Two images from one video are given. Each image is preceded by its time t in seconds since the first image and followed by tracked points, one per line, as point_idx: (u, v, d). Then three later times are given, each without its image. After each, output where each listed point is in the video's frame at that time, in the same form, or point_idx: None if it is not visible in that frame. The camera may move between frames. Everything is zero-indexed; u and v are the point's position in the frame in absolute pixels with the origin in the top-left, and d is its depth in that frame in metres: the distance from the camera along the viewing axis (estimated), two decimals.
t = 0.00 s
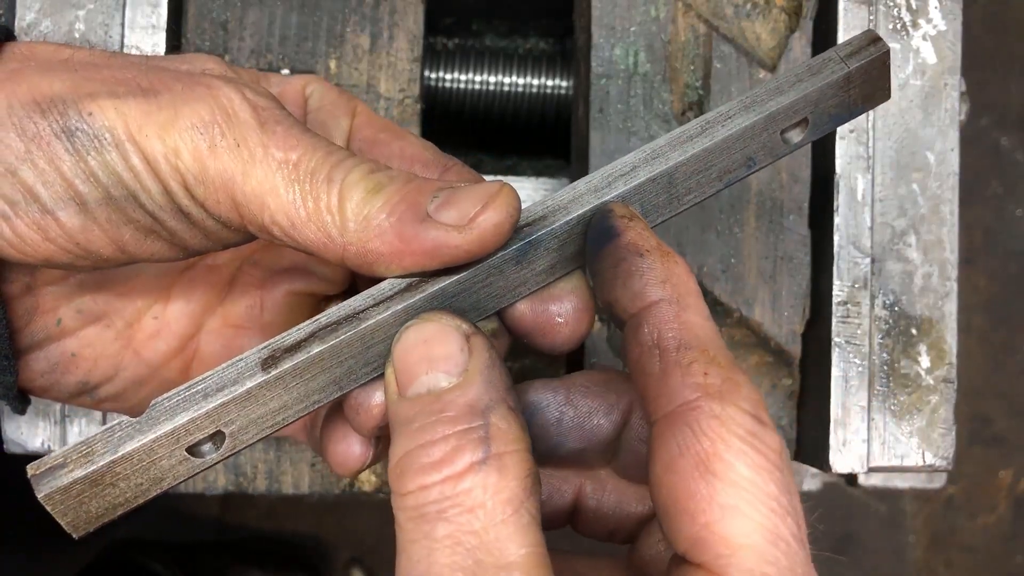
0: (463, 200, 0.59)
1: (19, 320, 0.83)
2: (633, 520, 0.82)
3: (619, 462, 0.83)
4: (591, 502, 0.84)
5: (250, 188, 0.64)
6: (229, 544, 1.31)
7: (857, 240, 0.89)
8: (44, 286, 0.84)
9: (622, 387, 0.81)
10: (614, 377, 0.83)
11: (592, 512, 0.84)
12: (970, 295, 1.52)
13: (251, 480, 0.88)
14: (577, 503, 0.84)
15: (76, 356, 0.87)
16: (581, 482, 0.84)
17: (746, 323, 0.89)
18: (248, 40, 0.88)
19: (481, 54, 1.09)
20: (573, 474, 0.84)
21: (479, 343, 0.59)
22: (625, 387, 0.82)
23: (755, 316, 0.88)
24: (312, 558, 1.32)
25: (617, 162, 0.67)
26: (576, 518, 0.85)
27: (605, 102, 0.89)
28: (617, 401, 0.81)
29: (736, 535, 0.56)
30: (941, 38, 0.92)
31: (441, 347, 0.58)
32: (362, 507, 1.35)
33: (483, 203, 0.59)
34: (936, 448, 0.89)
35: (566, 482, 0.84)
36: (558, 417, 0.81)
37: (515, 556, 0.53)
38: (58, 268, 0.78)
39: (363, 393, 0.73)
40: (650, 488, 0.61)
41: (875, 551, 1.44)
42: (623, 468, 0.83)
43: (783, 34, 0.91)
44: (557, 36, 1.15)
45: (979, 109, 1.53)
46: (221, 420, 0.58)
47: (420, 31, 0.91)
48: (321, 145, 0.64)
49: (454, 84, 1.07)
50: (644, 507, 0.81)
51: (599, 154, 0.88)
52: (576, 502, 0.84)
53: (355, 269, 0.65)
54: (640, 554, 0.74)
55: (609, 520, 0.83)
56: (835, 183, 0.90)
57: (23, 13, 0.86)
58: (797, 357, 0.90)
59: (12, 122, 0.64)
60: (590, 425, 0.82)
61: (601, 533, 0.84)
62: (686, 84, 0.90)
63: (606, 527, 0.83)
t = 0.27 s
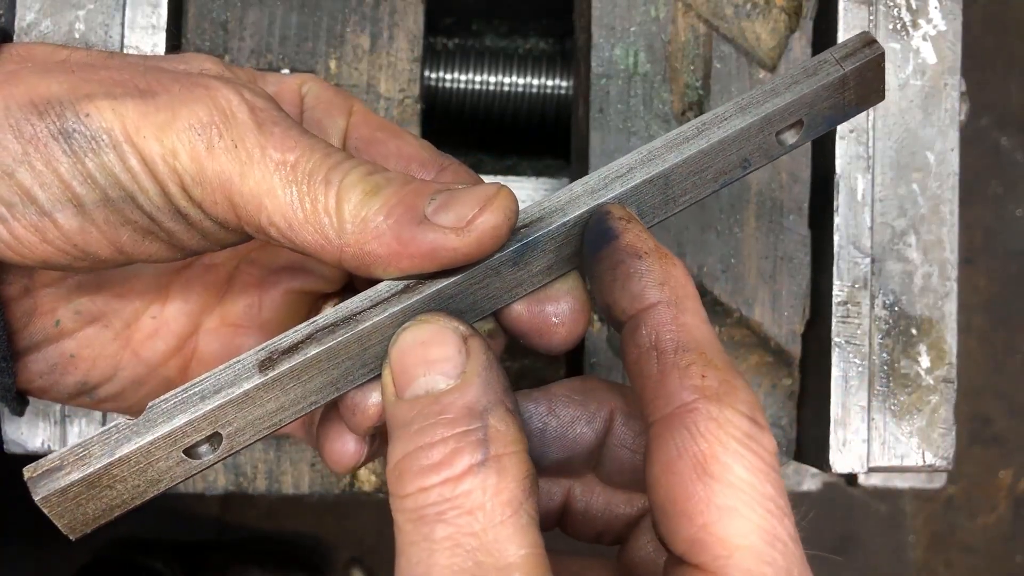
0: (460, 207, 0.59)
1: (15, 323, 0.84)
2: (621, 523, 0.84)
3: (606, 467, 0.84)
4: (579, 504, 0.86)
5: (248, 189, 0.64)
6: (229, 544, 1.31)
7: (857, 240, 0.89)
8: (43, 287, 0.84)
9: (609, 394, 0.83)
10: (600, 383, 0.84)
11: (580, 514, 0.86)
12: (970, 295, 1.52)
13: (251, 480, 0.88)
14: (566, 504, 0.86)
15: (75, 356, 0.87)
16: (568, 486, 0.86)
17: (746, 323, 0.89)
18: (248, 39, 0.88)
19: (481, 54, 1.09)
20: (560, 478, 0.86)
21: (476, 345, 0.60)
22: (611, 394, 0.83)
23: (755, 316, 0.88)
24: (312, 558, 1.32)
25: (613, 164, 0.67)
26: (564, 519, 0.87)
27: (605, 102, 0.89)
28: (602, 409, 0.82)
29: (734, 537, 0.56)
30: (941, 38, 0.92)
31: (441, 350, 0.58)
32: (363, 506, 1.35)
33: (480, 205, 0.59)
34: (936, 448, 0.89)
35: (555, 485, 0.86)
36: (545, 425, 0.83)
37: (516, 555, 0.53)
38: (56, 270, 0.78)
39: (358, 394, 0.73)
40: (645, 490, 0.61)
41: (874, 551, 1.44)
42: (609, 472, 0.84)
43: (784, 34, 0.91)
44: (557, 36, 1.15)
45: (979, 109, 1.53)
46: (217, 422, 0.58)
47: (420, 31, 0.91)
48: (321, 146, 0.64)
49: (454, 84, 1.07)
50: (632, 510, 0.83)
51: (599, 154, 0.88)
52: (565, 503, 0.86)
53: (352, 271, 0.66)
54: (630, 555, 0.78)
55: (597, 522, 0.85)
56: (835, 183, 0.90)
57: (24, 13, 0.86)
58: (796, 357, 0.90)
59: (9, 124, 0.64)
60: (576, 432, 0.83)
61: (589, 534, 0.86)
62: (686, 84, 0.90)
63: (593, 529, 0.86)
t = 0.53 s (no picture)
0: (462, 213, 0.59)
1: (16, 325, 0.83)
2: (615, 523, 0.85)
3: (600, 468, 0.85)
4: (574, 505, 0.86)
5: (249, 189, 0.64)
6: (229, 543, 1.31)
7: (857, 240, 0.89)
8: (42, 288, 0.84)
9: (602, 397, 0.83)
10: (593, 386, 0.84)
11: (575, 515, 0.86)
12: (970, 295, 1.52)
13: (251, 480, 0.88)
14: (561, 505, 0.86)
15: (76, 357, 0.87)
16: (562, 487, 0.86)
17: (746, 323, 0.89)
18: (248, 39, 0.88)
19: (481, 54, 1.09)
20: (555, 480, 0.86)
21: (478, 345, 0.60)
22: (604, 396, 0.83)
23: (755, 315, 0.88)
24: (312, 558, 1.32)
25: (612, 159, 0.66)
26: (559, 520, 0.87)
27: (605, 102, 0.89)
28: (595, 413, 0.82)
29: (733, 534, 0.56)
30: (941, 37, 0.92)
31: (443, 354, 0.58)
32: (363, 506, 1.35)
33: (482, 208, 0.59)
34: (936, 448, 0.89)
35: (550, 487, 0.86)
36: (539, 429, 0.83)
37: (517, 553, 0.53)
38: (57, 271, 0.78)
39: (362, 393, 0.73)
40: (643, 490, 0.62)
41: (874, 551, 1.44)
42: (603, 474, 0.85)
43: (783, 34, 0.91)
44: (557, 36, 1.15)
45: (979, 109, 1.53)
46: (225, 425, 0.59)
47: (420, 31, 0.91)
48: (321, 146, 0.64)
49: (454, 84, 1.07)
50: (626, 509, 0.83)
51: (600, 154, 0.88)
52: (560, 504, 0.86)
53: (354, 273, 0.66)
54: (626, 555, 0.78)
55: (593, 523, 0.86)
56: (835, 183, 0.89)
57: (24, 13, 0.86)
58: (796, 357, 0.90)
59: (10, 125, 0.64)
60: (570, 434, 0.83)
61: (585, 534, 0.87)
62: (686, 84, 0.90)
63: (588, 529, 0.86)
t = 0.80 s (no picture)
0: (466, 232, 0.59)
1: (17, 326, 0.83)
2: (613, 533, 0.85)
3: (599, 478, 0.85)
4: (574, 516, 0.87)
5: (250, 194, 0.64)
6: (230, 543, 1.31)
7: (857, 241, 0.89)
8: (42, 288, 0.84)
9: (602, 409, 0.83)
10: (593, 397, 0.84)
11: (575, 526, 0.87)
12: (970, 295, 1.52)
13: (251, 480, 0.88)
14: (561, 516, 0.87)
15: (77, 358, 0.87)
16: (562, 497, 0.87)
17: (746, 323, 0.89)
18: (248, 39, 0.88)
19: (480, 54, 1.09)
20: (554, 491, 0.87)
21: (478, 359, 0.60)
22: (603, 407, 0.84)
23: (755, 317, 0.88)
24: (312, 558, 1.32)
25: (612, 169, 0.66)
26: (559, 531, 0.88)
27: (605, 102, 0.89)
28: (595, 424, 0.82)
29: (733, 546, 0.56)
30: (941, 37, 0.92)
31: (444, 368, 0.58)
32: (363, 506, 1.35)
33: (483, 226, 0.58)
34: (936, 448, 0.89)
35: (550, 499, 0.87)
36: (540, 440, 0.83)
37: (521, 565, 0.54)
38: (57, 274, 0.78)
39: (364, 406, 0.73)
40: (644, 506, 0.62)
41: (874, 551, 1.44)
42: (603, 484, 0.85)
43: (784, 34, 0.91)
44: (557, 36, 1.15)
45: (979, 109, 1.53)
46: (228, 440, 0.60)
47: (420, 31, 0.91)
48: (324, 156, 0.64)
49: (454, 84, 1.07)
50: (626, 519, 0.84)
51: (599, 154, 0.88)
52: (560, 516, 0.87)
53: (354, 282, 0.65)
54: (627, 565, 0.78)
55: (592, 534, 0.86)
56: (835, 183, 0.89)
57: (24, 13, 0.86)
58: (796, 357, 0.90)
59: (13, 129, 0.64)
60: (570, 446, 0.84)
61: (584, 545, 0.88)
62: (686, 84, 0.90)
63: (588, 538, 0.87)
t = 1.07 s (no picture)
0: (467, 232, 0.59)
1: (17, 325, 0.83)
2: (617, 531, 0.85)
3: (602, 477, 0.85)
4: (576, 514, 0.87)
5: (252, 194, 0.64)
6: (230, 543, 1.31)
7: (857, 240, 0.89)
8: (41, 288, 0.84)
9: (603, 408, 0.83)
10: (593, 397, 0.84)
11: (577, 525, 0.87)
12: (970, 295, 1.52)
13: (251, 480, 0.88)
14: (564, 515, 0.87)
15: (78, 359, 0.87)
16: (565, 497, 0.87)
17: (746, 323, 0.89)
18: (248, 40, 0.88)
19: (481, 54, 1.09)
20: (557, 491, 0.87)
21: (484, 359, 0.61)
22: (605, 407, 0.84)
23: (755, 317, 0.88)
24: (312, 558, 1.32)
25: (612, 168, 0.66)
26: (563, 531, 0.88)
27: (605, 102, 0.89)
28: (597, 425, 0.82)
29: (736, 545, 0.57)
30: (941, 38, 0.92)
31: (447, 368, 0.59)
32: (363, 506, 1.35)
33: (486, 228, 0.59)
34: (936, 448, 0.89)
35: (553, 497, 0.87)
36: (542, 442, 0.83)
37: (528, 564, 0.55)
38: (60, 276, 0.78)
39: (369, 406, 0.73)
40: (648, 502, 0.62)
41: (874, 551, 1.44)
42: (606, 482, 0.85)
43: (783, 34, 0.91)
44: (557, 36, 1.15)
45: (979, 109, 1.53)
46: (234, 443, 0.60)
47: (420, 31, 0.91)
48: (326, 158, 0.64)
49: (454, 84, 1.07)
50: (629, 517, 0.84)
51: (599, 154, 0.88)
52: (563, 514, 0.87)
53: (356, 284, 0.65)
54: (629, 563, 0.79)
55: (595, 532, 0.86)
56: (835, 183, 0.89)
57: (24, 13, 0.86)
58: (796, 357, 0.90)
59: (14, 131, 0.64)
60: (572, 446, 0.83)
61: (586, 544, 0.88)
62: (686, 84, 0.90)
63: (592, 537, 0.87)
